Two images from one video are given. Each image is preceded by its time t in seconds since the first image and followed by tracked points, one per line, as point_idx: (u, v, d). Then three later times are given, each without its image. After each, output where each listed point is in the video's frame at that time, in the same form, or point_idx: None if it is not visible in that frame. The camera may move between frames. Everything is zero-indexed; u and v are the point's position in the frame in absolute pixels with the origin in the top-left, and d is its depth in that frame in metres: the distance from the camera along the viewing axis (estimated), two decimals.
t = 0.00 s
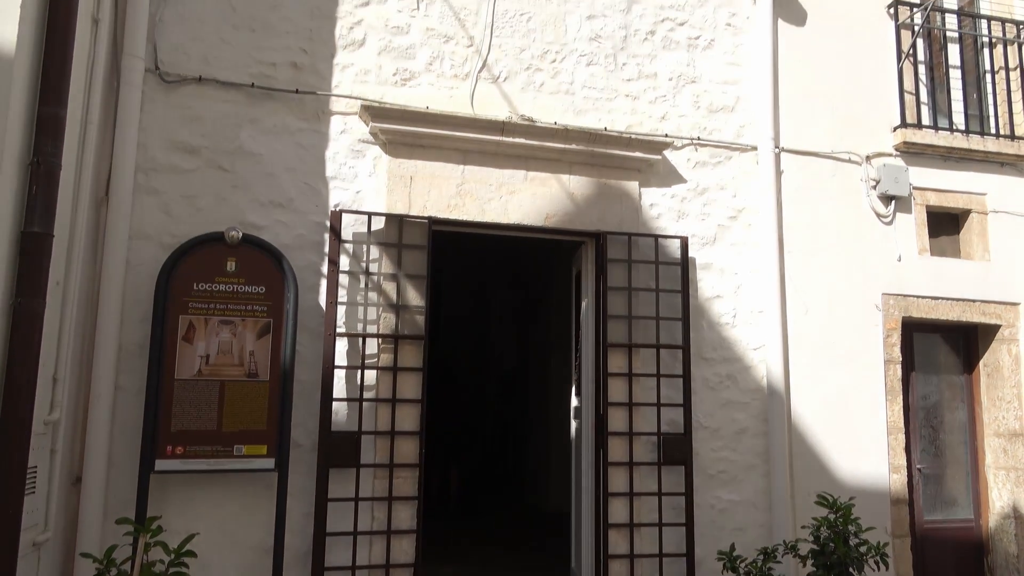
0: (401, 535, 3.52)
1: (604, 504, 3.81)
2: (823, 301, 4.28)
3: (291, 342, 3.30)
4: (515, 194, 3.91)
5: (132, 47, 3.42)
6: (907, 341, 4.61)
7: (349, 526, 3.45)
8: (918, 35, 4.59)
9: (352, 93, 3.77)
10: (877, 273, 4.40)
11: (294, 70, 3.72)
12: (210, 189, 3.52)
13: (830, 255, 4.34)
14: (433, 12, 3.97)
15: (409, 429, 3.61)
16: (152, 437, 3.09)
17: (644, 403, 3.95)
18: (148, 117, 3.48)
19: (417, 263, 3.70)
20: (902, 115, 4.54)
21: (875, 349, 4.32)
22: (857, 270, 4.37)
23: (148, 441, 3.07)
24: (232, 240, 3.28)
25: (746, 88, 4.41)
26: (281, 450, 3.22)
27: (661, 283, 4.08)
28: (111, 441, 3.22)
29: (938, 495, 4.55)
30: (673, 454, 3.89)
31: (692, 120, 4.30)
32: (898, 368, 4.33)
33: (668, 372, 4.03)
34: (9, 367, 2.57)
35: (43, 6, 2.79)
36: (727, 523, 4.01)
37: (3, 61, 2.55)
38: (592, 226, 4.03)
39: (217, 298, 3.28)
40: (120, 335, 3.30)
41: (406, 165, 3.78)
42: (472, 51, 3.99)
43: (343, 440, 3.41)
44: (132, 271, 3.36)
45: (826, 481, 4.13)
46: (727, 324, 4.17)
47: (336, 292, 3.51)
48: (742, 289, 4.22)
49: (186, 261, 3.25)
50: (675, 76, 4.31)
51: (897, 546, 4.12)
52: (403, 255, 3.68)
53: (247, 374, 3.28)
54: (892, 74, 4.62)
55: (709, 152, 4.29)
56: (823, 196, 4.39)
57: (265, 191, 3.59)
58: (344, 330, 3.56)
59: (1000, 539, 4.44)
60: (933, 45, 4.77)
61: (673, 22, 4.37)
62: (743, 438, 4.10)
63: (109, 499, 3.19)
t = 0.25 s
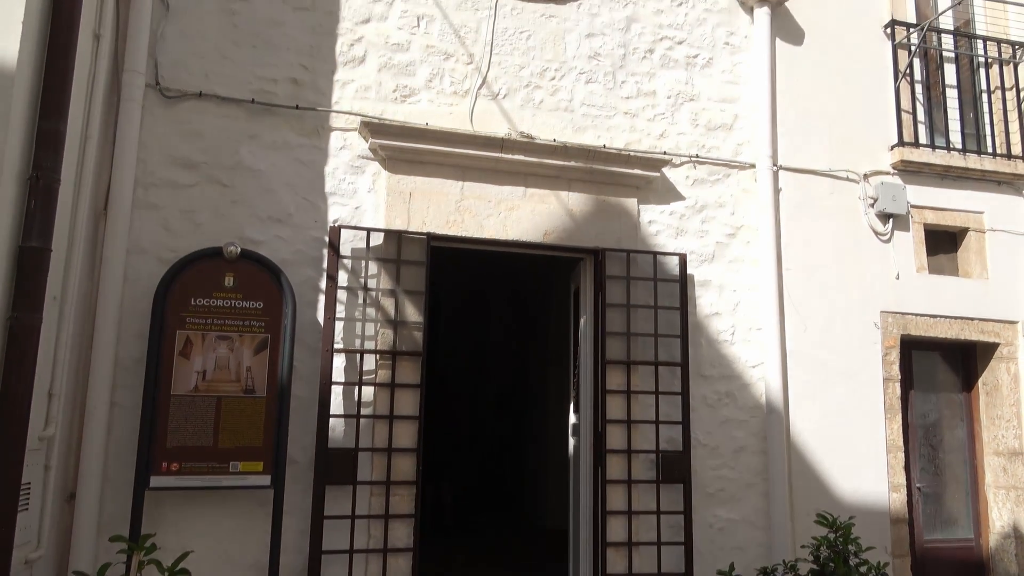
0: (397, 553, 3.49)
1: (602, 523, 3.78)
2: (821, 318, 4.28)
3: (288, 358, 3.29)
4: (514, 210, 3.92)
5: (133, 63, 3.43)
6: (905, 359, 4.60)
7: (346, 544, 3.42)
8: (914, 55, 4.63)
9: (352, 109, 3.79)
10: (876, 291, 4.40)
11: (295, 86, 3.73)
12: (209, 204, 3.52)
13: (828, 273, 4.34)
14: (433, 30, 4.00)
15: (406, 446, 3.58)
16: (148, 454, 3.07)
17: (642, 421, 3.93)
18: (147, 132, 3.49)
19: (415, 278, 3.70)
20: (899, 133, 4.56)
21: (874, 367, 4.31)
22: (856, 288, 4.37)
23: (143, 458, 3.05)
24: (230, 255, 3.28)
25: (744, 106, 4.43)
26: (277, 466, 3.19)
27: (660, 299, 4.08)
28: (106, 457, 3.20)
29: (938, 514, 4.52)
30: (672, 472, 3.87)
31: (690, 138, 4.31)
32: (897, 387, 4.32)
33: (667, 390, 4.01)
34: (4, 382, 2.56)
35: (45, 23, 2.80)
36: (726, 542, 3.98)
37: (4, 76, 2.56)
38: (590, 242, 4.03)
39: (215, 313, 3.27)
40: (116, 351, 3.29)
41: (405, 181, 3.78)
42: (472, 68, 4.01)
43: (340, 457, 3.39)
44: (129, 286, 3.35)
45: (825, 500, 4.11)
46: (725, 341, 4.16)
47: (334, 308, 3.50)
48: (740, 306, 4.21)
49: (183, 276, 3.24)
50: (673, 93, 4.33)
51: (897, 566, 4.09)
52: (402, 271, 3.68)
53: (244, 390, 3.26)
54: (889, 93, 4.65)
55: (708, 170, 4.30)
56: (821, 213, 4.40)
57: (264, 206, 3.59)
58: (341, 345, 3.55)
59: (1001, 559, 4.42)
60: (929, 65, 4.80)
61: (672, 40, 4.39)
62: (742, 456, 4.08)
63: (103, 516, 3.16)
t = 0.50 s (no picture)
0: (394, 571, 3.46)
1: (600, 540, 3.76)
2: (820, 335, 4.28)
3: (285, 373, 3.28)
4: (513, 226, 3.92)
5: (133, 78, 3.45)
6: (904, 376, 4.60)
7: (342, 562, 3.40)
8: (910, 73, 4.66)
9: (351, 125, 3.80)
10: (874, 308, 4.40)
11: (294, 101, 3.74)
12: (207, 219, 3.52)
13: (826, 289, 4.34)
14: (432, 46, 4.02)
15: (403, 462, 3.56)
16: (143, 469, 3.06)
17: (641, 437, 3.92)
18: (147, 147, 3.50)
19: (413, 294, 3.69)
20: (896, 151, 4.58)
21: (872, 384, 4.30)
22: (854, 304, 4.37)
23: (138, 474, 3.03)
24: (228, 270, 3.28)
25: (742, 123, 4.45)
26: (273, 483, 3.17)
27: (658, 316, 4.08)
28: (100, 472, 3.18)
29: (938, 533, 4.49)
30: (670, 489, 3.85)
31: (688, 155, 4.33)
32: (895, 404, 4.31)
33: (665, 406, 4.00)
34: None
35: (46, 38, 2.82)
36: (724, 560, 3.96)
37: (4, 91, 2.56)
38: (589, 258, 4.03)
39: (212, 328, 3.26)
40: (113, 365, 3.27)
41: (404, 196, 3.78)
42: (471, 84, 4.03)
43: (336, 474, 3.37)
44: (127, 300, 3.34)
45: (825, 518, 4.09)
46: (724, 358, 4.15)
47: (332, 323, 3.50)
48: (738, 323, 4.21)
49: (181, 291, 3.24)
50: (671, 110, 4.35)
51: None
52: (399, 286, 3.67)
53: (240, 406, 3.25)
54: (886, 111, 4.67)
55: (706, 187, 4.31)
56: (819, 230, 4.41)
57: (262, 221, 3.59)
58: (339, 361, 3.53)
59: None
60: (926, 83, 4.83)
61: (670, 58, 4.42)
62: (741, 474, 4.06)
63: (96, 532, 3.14)
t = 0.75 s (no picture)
0: None
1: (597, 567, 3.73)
2: (817, 359, 4.27)
3: (281, 397, 3.26)
4: (510, 249, 3.93)
5: (132, 103, 3.47)
6: (901, 400, 4.58)
7: None
8: (904, 99, 4.71)
9: (349, 148, 3.81)
10: (870, 332, 4.40)
11: (292, 126, 3.76)
12: (204, 242, 3.52)
13: (823, 313, 4.35)
14: (430, 71, 4.05)
15: (399, 487, 3.53)
16: (136, 495, 3.03)
17: (638, 462, 3.90)
18: (145, 170, 3.51)
19: (410, 317, 3.68)
20: (891, 175, 4.61)
21: (870, 408, 4.29)
22: (850, 329, 4.37)
23: (131, 499, 3.00)
24: (224, 293, 3.28)
25: (737, 148, 4.49)
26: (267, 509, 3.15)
27: (655, 340, 4.08)
28: (93, 498, 3.14)
29: (938, 559, 4.45)
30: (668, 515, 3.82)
31: (684, 179, 4.35)
32: (893, 428, 4.30)
33: (662, 431, 3.99)
34: None
35: (46, 64, 2.84)
36: None
37: (4, 115, 2.57)
38: (585, 282, 4.03)
39: (208, 352, 3.25)
40: (107, 390, 3.25)
41: (401, 220, 3.79)
42: (468, 109, 4.06)
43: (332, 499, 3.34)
44: (122, 323, 3.33)
45: (823, 544, 4.06)
46: (721, 383, 4.15)
47: (328, 347, 3.49)
48: (735, 347, 4.21)
49: (177, 314, 3.24)
50: (667, 135, 4.38)
51: None
52: (396, 309, 3.66)
53: (235, 430, 3.22)
54: (880, 136, 4.71)
55: (702, 211, 4.33)
56: (815, 254, 4.42)
57: (259, 244, 3.59)
58: (335, 385, 3.52)
59: None
60: (918, 109, 4.88)
61: (665, 83, 4.46)
62: (739, 499, 4.04)
63: (88, 559, 3.10)
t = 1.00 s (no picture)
0: None
1: None
2: (814, 380, 4.27)
3: (276, 419, 3.24)
4: (507, 270, 3.93)
5: (130, 124, 3.48)
6: (899, 421, 4.57)
7: None
8: (897, 121, 4.74)
9: (346, 170, 3.83)
10: (867, 352, 4.40)
11: (290, 147, 3.78)
12: (201, 263, 3.52)
13: (819, 333, 4.35)
14: (428, 93, 4.07)
15: (395, 510, 3.50)
16: (129, 518, 3.00)
17: (636, 484, 3.88)
18: (142, 191, 3.52)
19: (406, 338, 3.67)
20: (886, 196, 4.63)
21: (867, 429, 4.28)
22: (847, 350, 4.37)
23: (124, 522, 2.97)
24: (221, 314, 3.27)
25: (733, 169, 4.51)
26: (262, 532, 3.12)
27: (651, 360, 4.07)
28: (85, 521, 3.11)
29: None
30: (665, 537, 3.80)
31: (680, 200, 4.37)
32: (892, 449, 4.28)
33: (660, 452, 3.97)
34: None
35: (45, 86, 2.85)
36: None
37: (2, 137, 2.58)
38: (582, 302, 4.03)
39: (203, 373, 3.24)
40: (101, 411, 3.23)
41: (398, 241, 3.79)
42: (465, 130, 4.08)
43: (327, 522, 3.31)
44: (118, 344, 3.32)
45: (822, 566, 4.03)
46: (719, 403, 4.13)
47: (324, 368, 3.48)
48: (732, 368, 4.20)
49: (172, 335, 3.23)
50: (663, 156, 4.41)
51: None
52: (393, 330, 3.66)
53: (230, 452, 3.20)
54: (874, 158, 4.74)
55: (698, 232, 4.35)
56: (811, 274, 4.43)
57: (256, 265, 3.59)
58: (331, 406, 3.50)
59: None
60: (912, 130, 4.92)
61: (661, 105, 4.49)
62: (737, 521, 4.01)
63: None
